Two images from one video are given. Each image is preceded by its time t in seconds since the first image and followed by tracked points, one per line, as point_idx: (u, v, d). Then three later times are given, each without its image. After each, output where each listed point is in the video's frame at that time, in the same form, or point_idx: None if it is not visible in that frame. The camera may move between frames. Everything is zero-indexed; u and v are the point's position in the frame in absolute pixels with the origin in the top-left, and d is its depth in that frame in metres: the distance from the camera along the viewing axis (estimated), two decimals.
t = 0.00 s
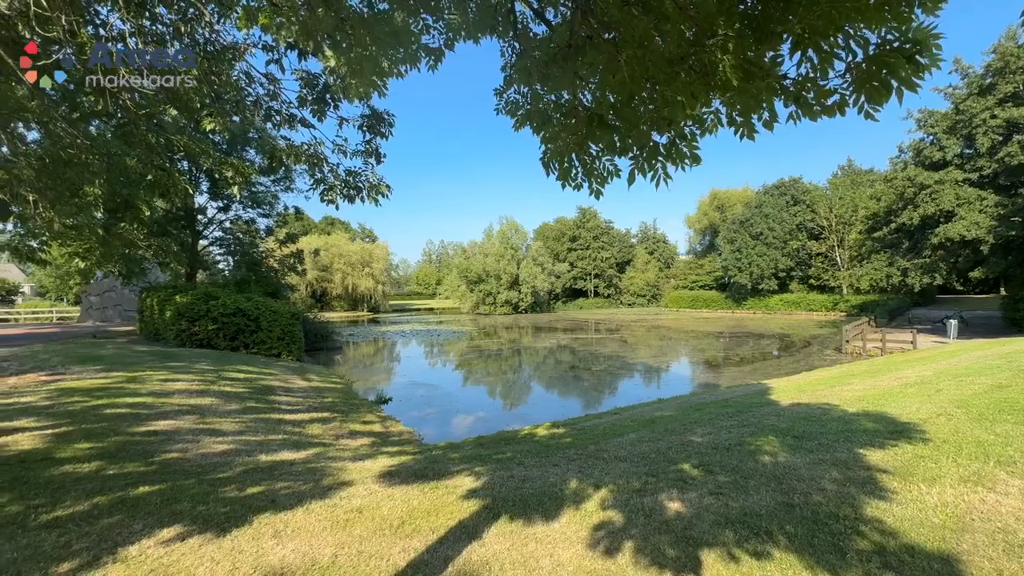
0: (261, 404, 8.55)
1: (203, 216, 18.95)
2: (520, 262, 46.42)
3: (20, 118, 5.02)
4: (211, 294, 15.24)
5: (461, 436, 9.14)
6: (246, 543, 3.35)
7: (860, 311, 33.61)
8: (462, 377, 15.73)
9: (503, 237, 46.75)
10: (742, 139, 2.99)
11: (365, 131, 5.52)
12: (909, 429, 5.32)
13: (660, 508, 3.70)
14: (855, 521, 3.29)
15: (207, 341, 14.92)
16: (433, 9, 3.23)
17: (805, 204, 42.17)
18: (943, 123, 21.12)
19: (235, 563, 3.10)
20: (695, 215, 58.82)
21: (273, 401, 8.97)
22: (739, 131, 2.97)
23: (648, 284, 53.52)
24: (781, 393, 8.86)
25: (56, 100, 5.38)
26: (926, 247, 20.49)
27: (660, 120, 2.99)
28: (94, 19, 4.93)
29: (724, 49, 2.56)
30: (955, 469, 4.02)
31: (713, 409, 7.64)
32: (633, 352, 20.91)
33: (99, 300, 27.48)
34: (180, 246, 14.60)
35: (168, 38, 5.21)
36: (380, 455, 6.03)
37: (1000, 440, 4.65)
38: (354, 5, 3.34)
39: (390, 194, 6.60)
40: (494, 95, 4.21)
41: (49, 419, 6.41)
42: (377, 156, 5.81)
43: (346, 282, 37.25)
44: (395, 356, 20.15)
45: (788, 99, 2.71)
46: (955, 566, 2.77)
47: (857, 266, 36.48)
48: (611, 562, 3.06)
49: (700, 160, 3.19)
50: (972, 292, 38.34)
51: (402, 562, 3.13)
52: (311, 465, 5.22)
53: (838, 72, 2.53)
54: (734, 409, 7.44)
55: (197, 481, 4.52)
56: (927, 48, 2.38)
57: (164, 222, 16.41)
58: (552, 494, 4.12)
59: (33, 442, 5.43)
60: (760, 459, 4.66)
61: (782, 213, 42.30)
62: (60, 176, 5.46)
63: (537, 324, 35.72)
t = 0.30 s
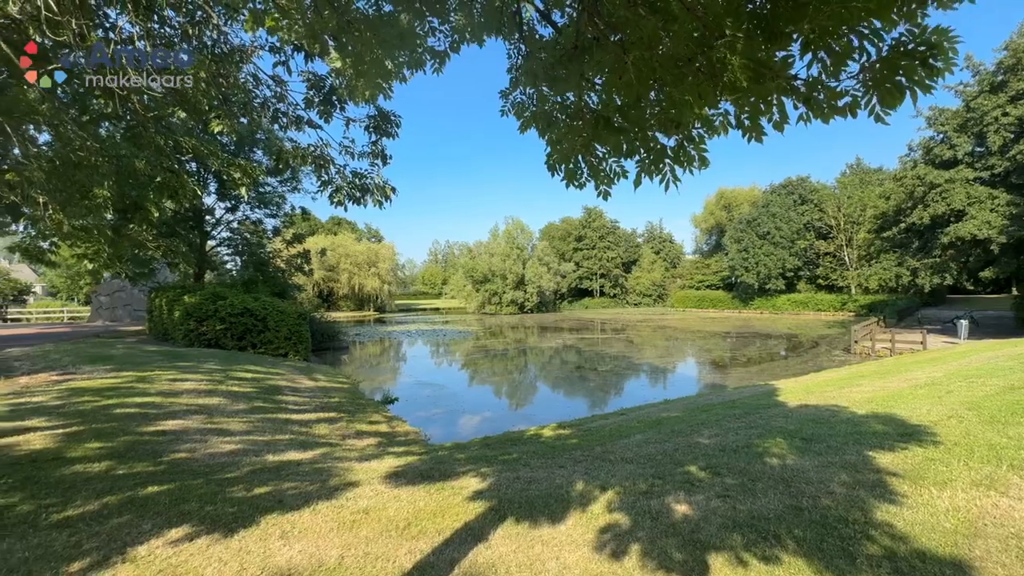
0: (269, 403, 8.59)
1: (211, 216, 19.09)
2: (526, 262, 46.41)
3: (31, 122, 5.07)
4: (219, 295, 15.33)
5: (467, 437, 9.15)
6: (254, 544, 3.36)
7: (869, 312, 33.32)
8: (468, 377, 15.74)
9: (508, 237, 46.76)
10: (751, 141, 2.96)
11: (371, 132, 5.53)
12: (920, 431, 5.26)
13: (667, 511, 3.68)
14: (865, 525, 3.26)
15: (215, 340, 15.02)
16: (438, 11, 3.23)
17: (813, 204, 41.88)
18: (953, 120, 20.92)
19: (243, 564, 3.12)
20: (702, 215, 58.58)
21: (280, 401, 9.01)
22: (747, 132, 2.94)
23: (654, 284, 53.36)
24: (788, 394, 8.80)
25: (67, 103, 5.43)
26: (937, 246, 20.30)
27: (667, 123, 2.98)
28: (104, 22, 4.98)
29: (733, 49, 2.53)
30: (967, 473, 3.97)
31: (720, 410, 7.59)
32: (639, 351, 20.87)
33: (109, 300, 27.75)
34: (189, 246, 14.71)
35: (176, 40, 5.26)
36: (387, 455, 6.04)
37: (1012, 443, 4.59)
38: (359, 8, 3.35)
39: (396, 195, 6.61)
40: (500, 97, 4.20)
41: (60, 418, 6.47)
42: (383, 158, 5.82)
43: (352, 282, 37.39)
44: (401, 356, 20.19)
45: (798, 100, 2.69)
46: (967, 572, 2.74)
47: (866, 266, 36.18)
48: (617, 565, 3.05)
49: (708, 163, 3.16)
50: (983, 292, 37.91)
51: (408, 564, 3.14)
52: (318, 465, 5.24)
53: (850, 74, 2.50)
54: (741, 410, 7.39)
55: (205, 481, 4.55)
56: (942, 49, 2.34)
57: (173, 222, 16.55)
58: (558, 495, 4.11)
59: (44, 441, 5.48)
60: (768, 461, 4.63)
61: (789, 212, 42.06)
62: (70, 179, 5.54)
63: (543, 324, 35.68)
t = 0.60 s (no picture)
0: (275, 403, 8.62)
1: (218, 216, 19.20)
2: (531, 262, 46.38)
3: (42, 123, 5.10)
4: (226, 294, 15.43)
5: (472, 437, 9.14)
6: (260, 544, 3.37)
7: (878, 312, 33.03)
8: (474, 377, 15.73)
9: (514, 237, 46.75)
10: (762, 139, 2.93)
11: (376, 132, 5.54)
12: (930, 433, 5.20)
13: (674, 513, 3.66)
14: (875, 530, 3.22)
15: (223, 340, 15.12)
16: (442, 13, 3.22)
17: (821, 203, 41.56)
18: (964, 118, 20.68)
19: (248, 564, 3.12)
20: (708, 214, 58.30)
21: (286, 401, 9.03)
22: (758, 130, 2.91)
23: (660, 283, 53.19)
24: (796, 394, 8.73)
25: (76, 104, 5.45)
26: (947, 246, 20.08)
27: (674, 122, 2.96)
28: (112, 24, 5.00)
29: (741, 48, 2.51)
30: (979, 477, 3.92)
31: (727, 411, 7.53)
32: (645, 351, 20.80)
33: (118, 300, 28.00)
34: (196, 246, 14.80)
35: (183, 41, 5.26)
36: (392, 455, 6.04)
37: None
38: (364, 8, 3.33)
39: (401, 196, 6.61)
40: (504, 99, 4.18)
41: (69, 417, 6.52)
42: (387, 159, 5.82)
43: (358, 282, 37.51)
44: (407, 356, 20.22)
45: (809, 99, 2.66)
46: None
47: (875, 265, 35.87)
48: (624, 569, 3.02)
49: (718, 163, 3.13)
50: (993, 292, 37.49)
51: (413, 566, 3.13)
52: (324, 465, 5.25)
53: (863, 70, 2.47)
54: (748, 411, 7.33)
55: (212, 481, 4.56)
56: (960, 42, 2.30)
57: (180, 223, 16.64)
58: (563, 497, 4.09)
59: (54, 441, 5.53)
60: (775, 463, 4.58)
61: (797, 211, 41.80)
62: (79, 180, 5.58)
63: (548, 324, 35.62)
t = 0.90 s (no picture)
0: (280, 403, 8.63)
1: (224, 217, 19.28)
2: (536, 262, 46.34)
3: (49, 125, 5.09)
4: (232, 294, 15.49)
5: (477, 437, 9.12)
6: (264, 546, 3.36)
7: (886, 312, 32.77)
8: (478, 377, 15.69)
9: (519, 237, 46.70)
10: (772, 136, 2.91)
11: (380, 133, 5.52)
12: (941, 436, 5.13)
13: (680, 517, 3.62)
14: (885, 535, 3.18)
15: (228, 340, 15.16)
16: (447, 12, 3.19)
17: (828, 202, 41.29)
18: (974, 116, 20.48)
19: (252, 566, 3.12)
20: (714, 214, 58.06)
21: (292, 401, 9.04)
22: (767, 129, 2.89)
23: (665, 283, 53.01)
24: (804, 395, 8.66)
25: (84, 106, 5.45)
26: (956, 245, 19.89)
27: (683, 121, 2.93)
28: (118, 27, 5.01)
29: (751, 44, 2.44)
30: (990, 481, 3.87)
31: (733, 412, 7.48)
32: (650, 352, 20.72)
33: (125, 300, 28.18)
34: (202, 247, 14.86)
35: (190, 43, 5.29)
36: (397, 456, 6.02)
37: None
38: (369, 9, 3.32)
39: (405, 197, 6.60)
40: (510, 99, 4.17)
41: (76, 417, 6.55)
42: (391, 160, 5.81)
43: (363, 282, 37.57)
44: (412, 356, 20.22)
45: (820, 95, 2.63)
46: None
47: (883, 264, 35.60)
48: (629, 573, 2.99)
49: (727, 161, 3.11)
50: (1003, 292, 37.11)
51: (417, 569, 3.11)
52: (328, 466, 5.24)
53: (872, 65, 2.44)
54: (755, 412, 7.27)
55: (217, 481, 4.56)
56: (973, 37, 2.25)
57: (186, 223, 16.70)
58: (568, 500, 4.06)
59: (61, 441, 5.55)
60: (783, 466, 4.54)
61: (804, 210, 41.56)
62: (86, 182, 5.55)
63: (553, 324, 35.57)
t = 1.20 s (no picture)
0: (284, 403, 8.63)
1: (229, 217, 19.31)
2: (539, 262, 46.30)
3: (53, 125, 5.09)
4: (237, 294, 15.51)
5: (480, 437, 9.09)
6: (266, 549, 3.34)
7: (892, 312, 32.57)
8: (482, 377, 15.64)
9: (522, 236, 46.65)
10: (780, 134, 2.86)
11: (383, 135, 5.50)
12: (950, 439, 5.06)
13: (686, 520, 3.58)
14: (896, 540, 3.13)
15: (233, 340, 15.18)
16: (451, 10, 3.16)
17: (833, 201, 41.06)
18: (982, 114, 20.30)
19: (254, 570, 3.09)
20: (718, 213, 57.86)
21: (295, 401, 9.03)
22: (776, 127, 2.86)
23: (669, 283, 52.88)
24: (810, 396, 8.58)
25: (88, 107, 5.45)
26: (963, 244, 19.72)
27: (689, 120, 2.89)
28: (122, 27, 4.99)
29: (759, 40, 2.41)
30: (1002, 485, 3.80)
31: (739, 413, 7.41)
32: (654, 351, 20.66)
33: (130, 300, 28.30)
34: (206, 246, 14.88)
35: (193, 43, 5.28)
36: (400, 457, 5.99)
37: None
38: (373, 8, 3.30)
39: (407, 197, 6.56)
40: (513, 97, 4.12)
41: (81, 418, 6.55)
42: (394, 161, 5.78)
43: (367, 282, 37.62)
44: (415, 355, 20.21)
45: (829, 92, 2.59)
46: None
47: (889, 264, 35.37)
48: None
49: (735, 159, 3.06)
50: (1011, 292, 36.83)
51: (420, 573, 3.08)
52: (331, 467, 5.21)
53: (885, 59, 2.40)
54: (761, 414, 7.21)
55: (220, 483, 4.54)
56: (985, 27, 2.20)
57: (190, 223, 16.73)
58: (573, 503, 4.02)
59: (65, 441, 5.55)
60: (790, 469, 4.49)
61: (809, 210, 41.35)
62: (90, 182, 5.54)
63: (557, 323, 35.51)
